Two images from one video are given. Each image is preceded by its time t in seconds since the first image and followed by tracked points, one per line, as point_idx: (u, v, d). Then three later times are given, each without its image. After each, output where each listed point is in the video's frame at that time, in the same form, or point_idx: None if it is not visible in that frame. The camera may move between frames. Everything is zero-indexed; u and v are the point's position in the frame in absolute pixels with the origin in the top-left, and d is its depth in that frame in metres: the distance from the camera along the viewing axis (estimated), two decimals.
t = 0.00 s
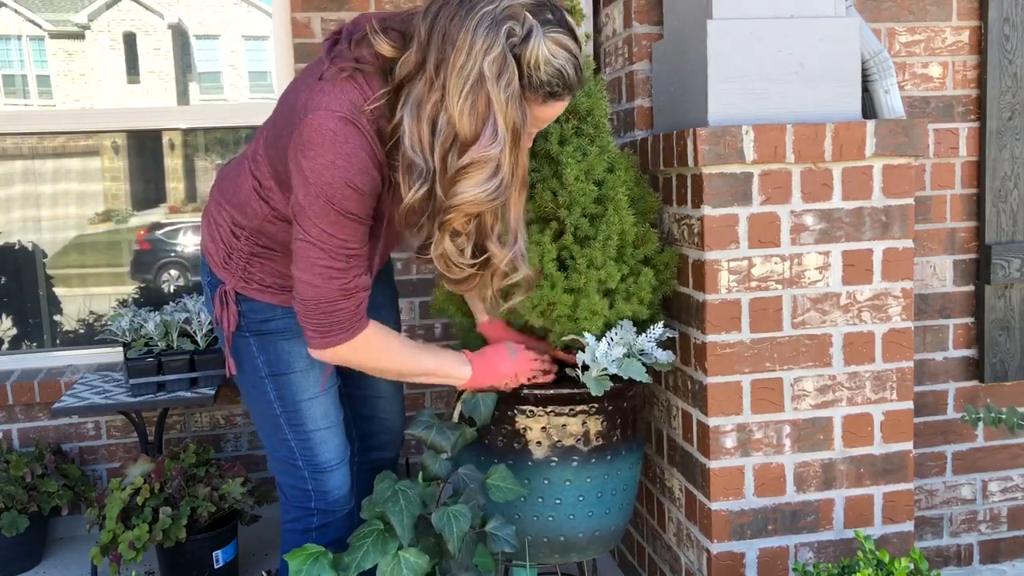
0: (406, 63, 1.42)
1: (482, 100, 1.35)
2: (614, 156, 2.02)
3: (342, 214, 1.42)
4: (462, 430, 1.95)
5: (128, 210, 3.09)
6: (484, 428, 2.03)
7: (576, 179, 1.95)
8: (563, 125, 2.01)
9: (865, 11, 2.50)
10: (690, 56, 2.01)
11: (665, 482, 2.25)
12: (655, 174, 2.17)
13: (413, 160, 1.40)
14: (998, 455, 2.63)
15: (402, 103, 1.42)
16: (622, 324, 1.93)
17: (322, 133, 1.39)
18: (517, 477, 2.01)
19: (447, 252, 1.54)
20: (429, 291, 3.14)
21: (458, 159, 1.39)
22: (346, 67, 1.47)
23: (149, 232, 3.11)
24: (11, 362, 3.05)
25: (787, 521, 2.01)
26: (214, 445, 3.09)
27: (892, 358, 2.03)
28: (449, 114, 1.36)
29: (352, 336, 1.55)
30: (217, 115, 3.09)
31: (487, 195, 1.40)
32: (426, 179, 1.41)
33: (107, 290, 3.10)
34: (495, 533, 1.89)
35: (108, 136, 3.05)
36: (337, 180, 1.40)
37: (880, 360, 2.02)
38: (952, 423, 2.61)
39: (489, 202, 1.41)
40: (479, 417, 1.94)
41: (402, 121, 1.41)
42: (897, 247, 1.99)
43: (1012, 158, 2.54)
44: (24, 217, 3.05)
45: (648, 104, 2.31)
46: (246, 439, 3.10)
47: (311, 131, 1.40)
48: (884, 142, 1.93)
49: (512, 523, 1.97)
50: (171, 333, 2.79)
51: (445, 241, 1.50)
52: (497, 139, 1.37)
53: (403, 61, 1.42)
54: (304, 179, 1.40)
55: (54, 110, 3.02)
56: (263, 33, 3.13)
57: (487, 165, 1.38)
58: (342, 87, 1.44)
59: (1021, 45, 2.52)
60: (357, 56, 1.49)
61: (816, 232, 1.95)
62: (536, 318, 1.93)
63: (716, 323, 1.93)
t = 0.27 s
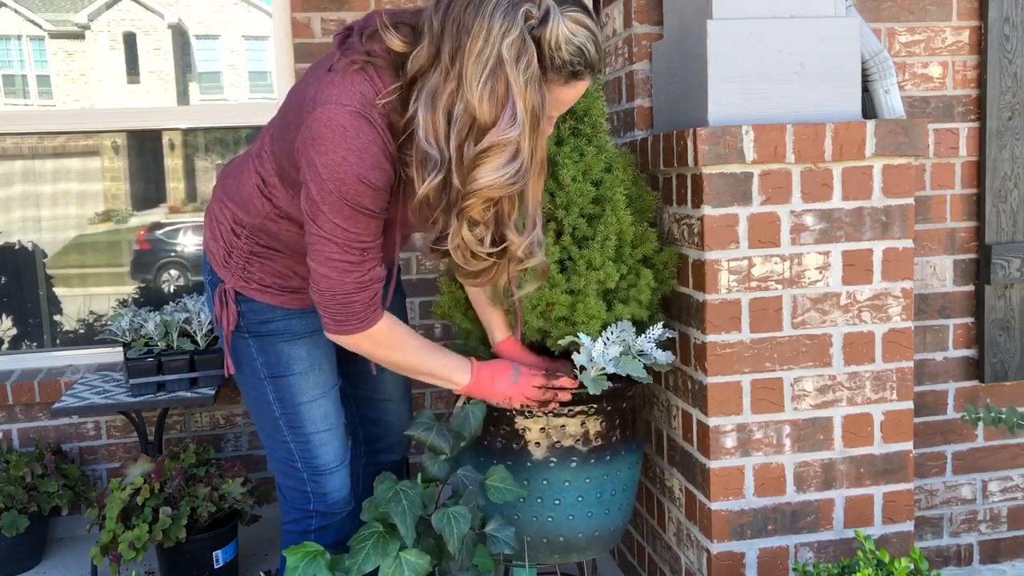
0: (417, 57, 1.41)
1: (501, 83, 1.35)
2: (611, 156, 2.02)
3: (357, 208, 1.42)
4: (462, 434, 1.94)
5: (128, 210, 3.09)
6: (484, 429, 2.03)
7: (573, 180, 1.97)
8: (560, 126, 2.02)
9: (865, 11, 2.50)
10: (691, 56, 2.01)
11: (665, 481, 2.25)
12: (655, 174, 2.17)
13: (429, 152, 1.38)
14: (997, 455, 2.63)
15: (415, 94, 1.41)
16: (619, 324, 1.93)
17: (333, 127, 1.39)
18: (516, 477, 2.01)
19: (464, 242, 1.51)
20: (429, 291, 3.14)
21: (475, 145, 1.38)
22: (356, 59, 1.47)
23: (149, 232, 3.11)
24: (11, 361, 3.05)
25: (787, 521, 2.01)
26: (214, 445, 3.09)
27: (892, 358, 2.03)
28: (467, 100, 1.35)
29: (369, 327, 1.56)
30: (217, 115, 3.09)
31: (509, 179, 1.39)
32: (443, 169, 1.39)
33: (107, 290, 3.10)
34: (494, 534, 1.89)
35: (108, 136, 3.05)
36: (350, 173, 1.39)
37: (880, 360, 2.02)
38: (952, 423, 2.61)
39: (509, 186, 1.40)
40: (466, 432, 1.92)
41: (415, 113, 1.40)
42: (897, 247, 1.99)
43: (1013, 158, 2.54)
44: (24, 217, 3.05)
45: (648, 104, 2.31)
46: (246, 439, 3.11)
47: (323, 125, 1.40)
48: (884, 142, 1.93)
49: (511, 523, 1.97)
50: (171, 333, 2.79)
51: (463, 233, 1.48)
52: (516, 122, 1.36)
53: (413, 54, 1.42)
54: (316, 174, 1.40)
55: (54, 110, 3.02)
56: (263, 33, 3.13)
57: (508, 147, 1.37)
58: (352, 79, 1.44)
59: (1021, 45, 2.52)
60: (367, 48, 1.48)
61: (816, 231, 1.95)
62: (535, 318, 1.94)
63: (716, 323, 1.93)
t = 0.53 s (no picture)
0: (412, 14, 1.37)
1: (512, 20, 1.32)
2: (615, 156, 2.02)
3: (348, 175, 1.40)
4: (464, 432, 1.94)
5: (128, 210, 3.09)
6: (486, 429, 2.03)
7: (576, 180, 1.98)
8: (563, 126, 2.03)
9: (865, 11, 2.50)
10: (691, 56, 2.01)
11: (665, 481, 2.25)
12: (655, 174, 2.17)
13: (452, 98, 1.32)
14: (997, 455, 2.63)
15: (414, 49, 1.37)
16: (620, 324, 1.92)
17: (316, 91, 1.37)
18: (518, 477, 2.01)
19: (507, 189, 1.40)
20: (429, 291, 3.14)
21: (498, 88, 1.33)
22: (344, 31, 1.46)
23: (149, 233, 3.11)
24: (11, 362, 3.05)
25: (787, 521, 2.01)
26: (215, 445, 3.09)
27: (892, 358, 2.03)
28: (480, 40, 1.32)
29: (378, 302, 1.53)
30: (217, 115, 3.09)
31: (538, 119, 1.34)
32: (469, 115, 1.33)
33: (107, 290, 3.10)
34: (498, 534, 1.89)
35: (108, 136, 3.05)
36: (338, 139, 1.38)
37: (880, 360, 2.02)
38: (952, 422, 2.61)
39: (540, 126, 1.36)
40: (470, 428, 1.92)
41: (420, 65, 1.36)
42: (897, 247, 1.99)
43: (1012, 158, 2.54)
44: (24, 217, 3.05)
45: (648, 104, 2.30)
46: (246, 439, 3.11)
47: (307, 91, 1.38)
48: (884, 142, 1.94)
49: (514, 524, 1.97)
50: (171, 333, 2.79)
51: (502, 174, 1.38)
52: (535, 60, 1.33)
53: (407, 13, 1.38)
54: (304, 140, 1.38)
55: (54, 110, 3.02)
56: (263, 33, 3.13)
57: (530, 87, 1.33)
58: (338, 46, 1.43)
59: (1021, 45, 2.52)
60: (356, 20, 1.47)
61: (816, 231, 1.96)
62: (538, 318, 1.95)
63: (716, 323, 1.93)
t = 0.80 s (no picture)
0: None
1: None
2: (615, 156, 2.02)
3: (288, 102, 1.49)
4: (466, 430, 1.94)
5: (128, 211, 3.09)
6: (486, 428, 2.04)
7: (577, 180, 1.97)
8: (564, 125, 2.02)
9: (865, 11, 2.49)
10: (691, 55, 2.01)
11: (665, 481, 2.25)
12: (655, 174, 2.17)
13: None
14: (997, 455, 2.64)
15: None
16: (622, 324, 1.93)
17: (257, 24, 1.49)
18: (519, 477, 2.01)
19: (418, 56, 1.45)
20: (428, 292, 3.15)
21: None
22: None
23: (149, 233, 3.11)
24: (11, 362, 3.05)
25: (787, 521, 2.01)
26: (214, 445, 3.09)
27: (892, 358, 2.03)
28: None
29: (323, 238, 1.54)
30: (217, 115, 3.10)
31: None
32: None
33: (107, 290, 3.10)
34: (499, 533, 1.89)
35: (108, 136, 3.06)
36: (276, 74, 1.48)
37: (880, 360, 2.02)
38: (952, 422, 2.61)
39: None
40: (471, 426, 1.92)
41: None
42: (897, 247, 2.00)
43: (1012, 158, 2.54)
44: (24, 217, 3.05)
45: (648, 104, 2.30)
46: (246, 439, 3.11)
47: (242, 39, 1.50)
48: (884, 142, 1.94)
49: (514, 523, 1.97)
50: (171, 333, 2.79)
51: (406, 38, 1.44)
52: None
53: None
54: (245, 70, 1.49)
55: (54, 110, 3.02)
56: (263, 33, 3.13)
57: None
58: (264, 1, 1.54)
59: (1021, 45, 2.52)
60: None
61: (816, 231, 1.96)
62: (537, 317, 1.94)
63: (716, 323, 1.94)
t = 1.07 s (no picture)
0: None
1: None
2: (615, 156, 2.02)
3: (231, 35, 1.66)
4: (465, 430, 1.94)
5: (128, 210, 3.09)
6: (486, 428, 2.04)
7: (577, 180, 1.98)
8: (564, 125, 2.01)
9: (865, 11, 2.49)
10: (690, 55, 2.01)
11: (665, 481, 2.25)
12: (655, 174, 2.17)
13: None
14: (997, 455, 2.64)
15: None
16: (621, 324, 1.94)
17: None
18: (519, 477, 2.01)
19: None
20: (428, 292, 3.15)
21: None
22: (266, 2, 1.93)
23: (149, 233, 3.11)
24: (11, 362, 3.05)
25: (787, 521, 2.01)
26: (214, 445, 3.09)
27: (892, 358, 2.03)
28: None
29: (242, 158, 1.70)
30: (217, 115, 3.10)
31: None
32: None
33: (107, 290, 3.10)
34: (498, 533, 1.89)
35: (108, 136, 3.06)
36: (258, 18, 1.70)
37: (880, 360, 2.02)
38: (952, 423, 2.61)
39: None
40: (471, 425, 1.92)
41: None
42: (897, 247, 2.00)
43: (1012, 158, 2.54)
44: (24, 217, 3.05)
45: (648, 104, 2.30)
46: (246, 439, 3.11)
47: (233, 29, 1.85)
48: (884, 142, 1.94)
49: (514, 523, 1.97)
50: (171, 333, 2.79)
51: None
52: None
53: None
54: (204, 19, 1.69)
55: (54, 110, 3.02)
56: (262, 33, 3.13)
57: None
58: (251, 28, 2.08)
59: (1021, 45, 2.52)
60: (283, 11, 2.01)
61: (816, 232, 1.96)
62: (537, 317, 1.94)
63: (716, 323, 1.94)
